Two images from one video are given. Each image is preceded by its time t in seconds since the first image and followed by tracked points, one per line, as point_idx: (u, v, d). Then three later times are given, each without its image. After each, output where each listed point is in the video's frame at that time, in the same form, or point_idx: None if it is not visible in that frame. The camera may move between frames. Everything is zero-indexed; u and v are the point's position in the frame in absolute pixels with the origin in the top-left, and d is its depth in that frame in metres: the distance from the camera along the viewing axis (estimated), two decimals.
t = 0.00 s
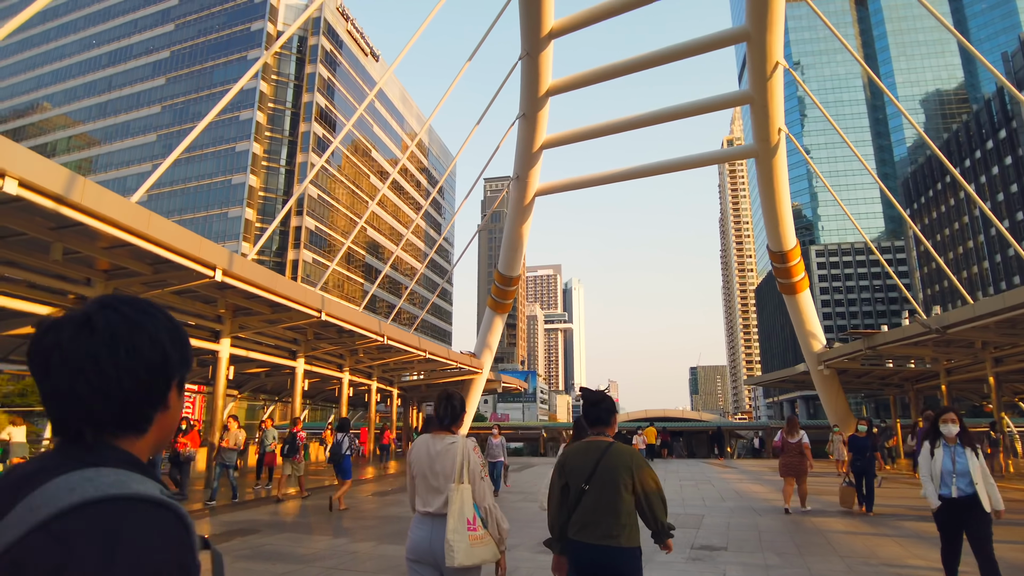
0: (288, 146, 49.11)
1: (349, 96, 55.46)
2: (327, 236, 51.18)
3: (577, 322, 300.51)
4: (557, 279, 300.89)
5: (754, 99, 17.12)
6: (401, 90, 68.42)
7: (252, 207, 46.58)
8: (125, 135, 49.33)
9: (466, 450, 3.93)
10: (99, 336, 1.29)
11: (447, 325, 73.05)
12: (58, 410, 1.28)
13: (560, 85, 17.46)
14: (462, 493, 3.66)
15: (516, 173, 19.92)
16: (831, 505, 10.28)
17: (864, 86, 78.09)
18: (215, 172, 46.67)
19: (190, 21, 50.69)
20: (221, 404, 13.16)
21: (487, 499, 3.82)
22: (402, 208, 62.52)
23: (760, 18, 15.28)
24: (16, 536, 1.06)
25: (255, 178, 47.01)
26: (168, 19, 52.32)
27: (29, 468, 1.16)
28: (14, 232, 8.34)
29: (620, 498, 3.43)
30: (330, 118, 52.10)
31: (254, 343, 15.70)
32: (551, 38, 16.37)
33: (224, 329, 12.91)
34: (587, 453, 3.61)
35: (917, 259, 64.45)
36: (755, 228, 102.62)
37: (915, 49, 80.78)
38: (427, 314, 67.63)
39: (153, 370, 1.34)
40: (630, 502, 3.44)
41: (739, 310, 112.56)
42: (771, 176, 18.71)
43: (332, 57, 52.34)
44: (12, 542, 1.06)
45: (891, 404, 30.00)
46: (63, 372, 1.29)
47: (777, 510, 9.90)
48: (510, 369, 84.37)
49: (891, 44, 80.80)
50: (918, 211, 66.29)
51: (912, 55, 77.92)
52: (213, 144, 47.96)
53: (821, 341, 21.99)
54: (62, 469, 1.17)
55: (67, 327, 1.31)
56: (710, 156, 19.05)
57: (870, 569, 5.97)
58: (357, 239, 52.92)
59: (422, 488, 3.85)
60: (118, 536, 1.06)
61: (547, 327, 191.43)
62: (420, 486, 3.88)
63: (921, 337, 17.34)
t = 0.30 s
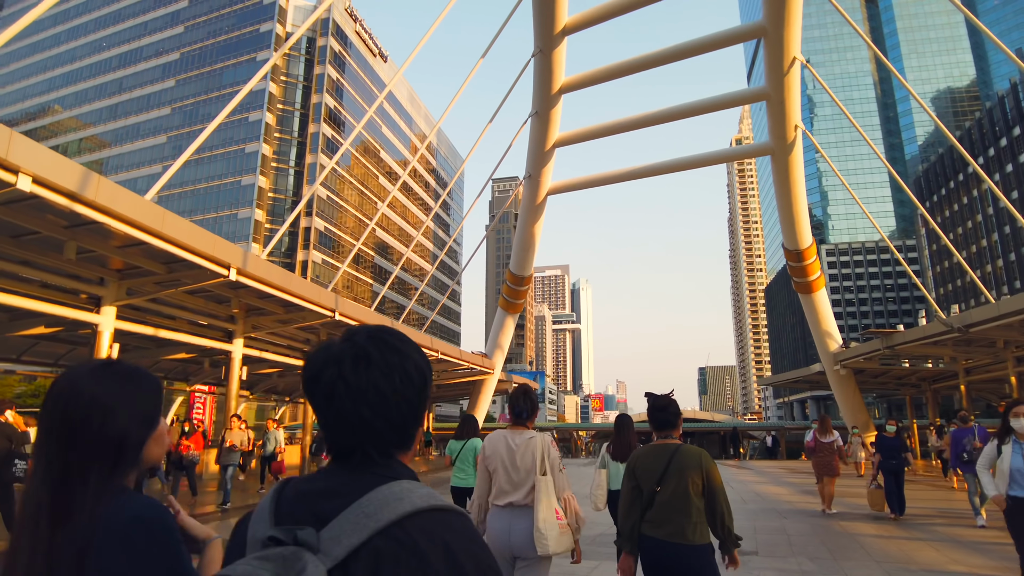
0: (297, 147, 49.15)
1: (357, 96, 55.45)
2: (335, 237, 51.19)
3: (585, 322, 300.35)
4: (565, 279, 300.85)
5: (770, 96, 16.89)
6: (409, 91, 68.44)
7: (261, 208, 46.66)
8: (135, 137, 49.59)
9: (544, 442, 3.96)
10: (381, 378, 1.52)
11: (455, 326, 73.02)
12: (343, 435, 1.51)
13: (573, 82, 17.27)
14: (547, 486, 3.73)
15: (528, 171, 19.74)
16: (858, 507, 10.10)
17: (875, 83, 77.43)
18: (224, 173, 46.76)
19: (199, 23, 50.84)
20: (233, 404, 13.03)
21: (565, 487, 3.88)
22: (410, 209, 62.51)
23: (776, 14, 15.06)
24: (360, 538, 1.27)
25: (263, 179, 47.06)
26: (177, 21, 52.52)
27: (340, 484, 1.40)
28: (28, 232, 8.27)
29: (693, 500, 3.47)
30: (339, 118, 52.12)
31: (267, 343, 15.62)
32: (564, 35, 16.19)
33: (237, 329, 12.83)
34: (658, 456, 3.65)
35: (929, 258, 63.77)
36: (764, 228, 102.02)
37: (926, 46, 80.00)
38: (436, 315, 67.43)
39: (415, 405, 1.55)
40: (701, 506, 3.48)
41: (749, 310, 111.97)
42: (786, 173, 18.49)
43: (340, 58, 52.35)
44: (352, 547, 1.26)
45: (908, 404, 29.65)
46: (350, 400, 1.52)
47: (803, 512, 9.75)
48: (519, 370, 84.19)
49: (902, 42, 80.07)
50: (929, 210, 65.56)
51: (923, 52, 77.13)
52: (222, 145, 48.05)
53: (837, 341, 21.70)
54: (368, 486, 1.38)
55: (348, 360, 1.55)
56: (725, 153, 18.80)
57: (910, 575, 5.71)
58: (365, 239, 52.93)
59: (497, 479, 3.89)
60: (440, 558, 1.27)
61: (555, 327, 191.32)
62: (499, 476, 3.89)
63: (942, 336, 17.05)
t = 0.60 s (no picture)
0: (303, 147, 49.02)
1: (363, 96, 55.33)
2: (341, 236, 51.10)
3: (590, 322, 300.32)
4: (570, 279, 300.77)
5: (784, 91, 16.61)
6: (414, 90, 68.32)
7: (267, 208, 46.58)
8: (142, 137, 49.62)
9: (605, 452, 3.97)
10: (592, 358, 1.57)
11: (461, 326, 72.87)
12: (556, 414, 1.56)
13: (584, 77, 17.03)
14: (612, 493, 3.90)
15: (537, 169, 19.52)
16: (884, 509, 9.86)
17: (882, 81, 76.85)
18: (230, 174, 46.69)
19: (205, 24, 50.83)
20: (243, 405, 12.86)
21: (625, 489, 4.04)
22: (416, 209, 62.40)
23: (792, 7, 14.81)
24: (588, 511, 1.26)
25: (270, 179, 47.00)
26: (183, 22, 52.52)
27: (552, 461, 1.41)
28: (34, 227, 8.09)
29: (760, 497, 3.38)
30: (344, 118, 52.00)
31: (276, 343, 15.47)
32: (575, 29, 15.96)
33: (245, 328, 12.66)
34: (727, 452, 3.55)
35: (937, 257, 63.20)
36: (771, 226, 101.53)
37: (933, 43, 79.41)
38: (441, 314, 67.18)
39: (614, 389, 1.59)
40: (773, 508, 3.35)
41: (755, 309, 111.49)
42: (800, 169, 18.22)
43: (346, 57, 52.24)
44: (585, 521, 1.26)
45: (920, 403, 29.32)
46: (567, 374, 1.57)
47: (826, 513, 9.52)
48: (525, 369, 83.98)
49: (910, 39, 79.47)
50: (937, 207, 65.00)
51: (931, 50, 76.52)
52: (228, 146, 47.96)
53: (851, 340, 21.46)
54: (580, 463, 1.39)
55: (560, 341, 1.60)
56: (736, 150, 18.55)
57: None
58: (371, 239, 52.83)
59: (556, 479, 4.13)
60: (663, 525, 1.26)
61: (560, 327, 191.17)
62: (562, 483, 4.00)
63: (960, 334, 16.74)
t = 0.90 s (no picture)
0: (307, 146, 48.88)
1: (367, 95, 55.23)
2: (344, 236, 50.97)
3: (593, 322, 300.39)
4: (573, 279, 300.75)
5: (797, 86, 16.38)
6: (418, 90, 68.24)
7: (271, 207, 46.46)
8: (146, 138, 49.61)
9: (664, 444, 3.90)
10: (827, 383, 1.63)
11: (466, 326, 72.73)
12: (785, 429, 1.62)
13: (592, 74, 16.83)
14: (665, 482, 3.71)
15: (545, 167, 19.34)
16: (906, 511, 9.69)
17: (887, 79, 76.49)
18: (235, 174, 46.58)
19: (209, 24, 50.69)
20: (250, 405, 12.71)
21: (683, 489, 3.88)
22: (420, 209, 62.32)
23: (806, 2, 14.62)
24: (831, 533, 1.35)
25: (274, 178, 46.88)
26: (187, 22, 52.30)
27: (783, 481, 1.50)
28: (41, 223, 7.94)
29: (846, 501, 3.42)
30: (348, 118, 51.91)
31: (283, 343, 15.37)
32: (584, 25, 15.74)
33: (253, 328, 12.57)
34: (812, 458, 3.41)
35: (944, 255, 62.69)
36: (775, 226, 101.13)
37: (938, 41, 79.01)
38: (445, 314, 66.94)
39: (841, 412, 1.64)
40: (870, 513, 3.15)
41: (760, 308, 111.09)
42: (811, 166, 18.01)
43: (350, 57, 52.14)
44: (828, 544, 1.34)
45: (931, 402, 29.04)
46: (800, 393, 1.64)
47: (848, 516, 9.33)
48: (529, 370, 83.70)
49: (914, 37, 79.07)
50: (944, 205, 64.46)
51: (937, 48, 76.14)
52: (233, 146, 47.80)
53: (862, 339, 21.18)
54: (814, 489, 1.45)
55: (790, 362, 1.67)
56: (747, 146, 18.30)
57: None
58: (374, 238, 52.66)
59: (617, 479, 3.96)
60: (913, 551, 1.36)
61: (563, 327, 190.53)
62: (617, 476, 3.93)
63: (976, 331, 16.44)
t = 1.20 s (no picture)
0: (311, 146, 48.81)
1: (371, 94, 55.07)
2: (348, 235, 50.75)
3: (596, 323, 300.16)
4: (577, 280, 300.40)
5: (810, 82, 16.16)
6: (422, 90, 68.11)
7: (275, 207, 46.29)
8: (150, 138, 49.57)
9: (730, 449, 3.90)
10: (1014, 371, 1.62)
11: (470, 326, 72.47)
12: (973, 415, 1.60)
13: (603, 70, 16.64)
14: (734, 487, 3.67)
15: (554, 164, 19.15)
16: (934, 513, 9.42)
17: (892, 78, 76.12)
18: (239, 173, 46.47)
19: (213, 23, 50.56)
20: (259, 404, 12.56)
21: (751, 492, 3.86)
22: (424, 209, 62.14)
23: None
24: None
25: (278, 178, 46.68)
26: (192, 22, 52.13)
27: (985, 463, 1.48)
28: (48, 218, 7.79)
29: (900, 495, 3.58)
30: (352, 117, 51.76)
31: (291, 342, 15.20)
32: (595, 20, 15.55)
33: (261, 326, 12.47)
34: (860, 454, 3.74)
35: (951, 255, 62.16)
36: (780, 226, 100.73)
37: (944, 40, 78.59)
38: (450, 315, 66.56)
39: None
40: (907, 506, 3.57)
41: (765, 309, 110.69)
42: (824, 163, 17.79)
43: (354, 56, 52.00)
44: None
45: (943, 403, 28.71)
46: (985, 378, 1.62)
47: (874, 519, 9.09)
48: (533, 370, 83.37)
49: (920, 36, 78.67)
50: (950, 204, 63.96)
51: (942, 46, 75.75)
52: (236, 145, 47.62)
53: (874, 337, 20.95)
54: (1018, 468, 1.46)
55: (985, 355, 1.63)
56: (758, 143, 18.09)
57: None
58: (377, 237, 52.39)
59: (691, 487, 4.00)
60: None
61: (567, 327, 190.14)
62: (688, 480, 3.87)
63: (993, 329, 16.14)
